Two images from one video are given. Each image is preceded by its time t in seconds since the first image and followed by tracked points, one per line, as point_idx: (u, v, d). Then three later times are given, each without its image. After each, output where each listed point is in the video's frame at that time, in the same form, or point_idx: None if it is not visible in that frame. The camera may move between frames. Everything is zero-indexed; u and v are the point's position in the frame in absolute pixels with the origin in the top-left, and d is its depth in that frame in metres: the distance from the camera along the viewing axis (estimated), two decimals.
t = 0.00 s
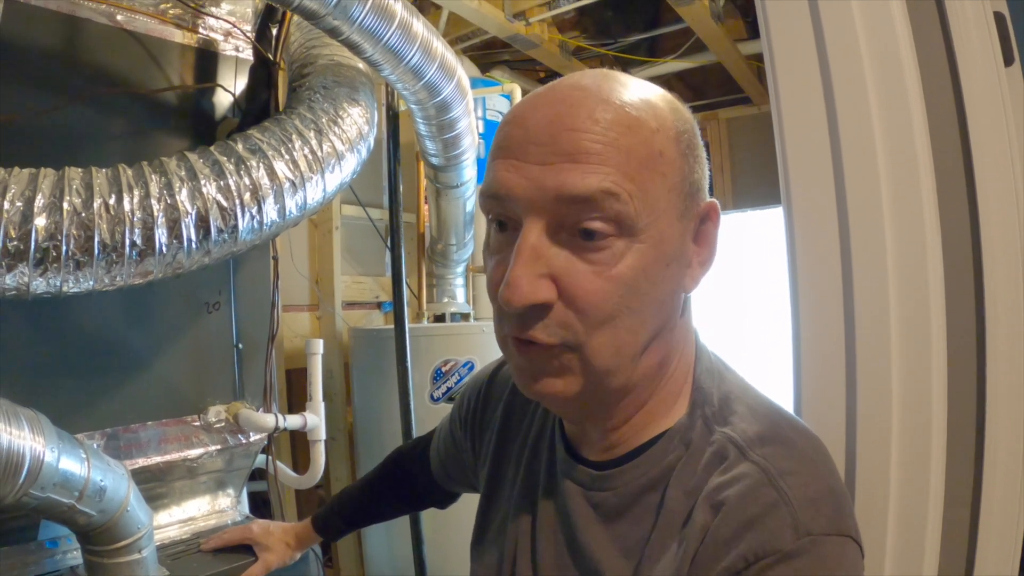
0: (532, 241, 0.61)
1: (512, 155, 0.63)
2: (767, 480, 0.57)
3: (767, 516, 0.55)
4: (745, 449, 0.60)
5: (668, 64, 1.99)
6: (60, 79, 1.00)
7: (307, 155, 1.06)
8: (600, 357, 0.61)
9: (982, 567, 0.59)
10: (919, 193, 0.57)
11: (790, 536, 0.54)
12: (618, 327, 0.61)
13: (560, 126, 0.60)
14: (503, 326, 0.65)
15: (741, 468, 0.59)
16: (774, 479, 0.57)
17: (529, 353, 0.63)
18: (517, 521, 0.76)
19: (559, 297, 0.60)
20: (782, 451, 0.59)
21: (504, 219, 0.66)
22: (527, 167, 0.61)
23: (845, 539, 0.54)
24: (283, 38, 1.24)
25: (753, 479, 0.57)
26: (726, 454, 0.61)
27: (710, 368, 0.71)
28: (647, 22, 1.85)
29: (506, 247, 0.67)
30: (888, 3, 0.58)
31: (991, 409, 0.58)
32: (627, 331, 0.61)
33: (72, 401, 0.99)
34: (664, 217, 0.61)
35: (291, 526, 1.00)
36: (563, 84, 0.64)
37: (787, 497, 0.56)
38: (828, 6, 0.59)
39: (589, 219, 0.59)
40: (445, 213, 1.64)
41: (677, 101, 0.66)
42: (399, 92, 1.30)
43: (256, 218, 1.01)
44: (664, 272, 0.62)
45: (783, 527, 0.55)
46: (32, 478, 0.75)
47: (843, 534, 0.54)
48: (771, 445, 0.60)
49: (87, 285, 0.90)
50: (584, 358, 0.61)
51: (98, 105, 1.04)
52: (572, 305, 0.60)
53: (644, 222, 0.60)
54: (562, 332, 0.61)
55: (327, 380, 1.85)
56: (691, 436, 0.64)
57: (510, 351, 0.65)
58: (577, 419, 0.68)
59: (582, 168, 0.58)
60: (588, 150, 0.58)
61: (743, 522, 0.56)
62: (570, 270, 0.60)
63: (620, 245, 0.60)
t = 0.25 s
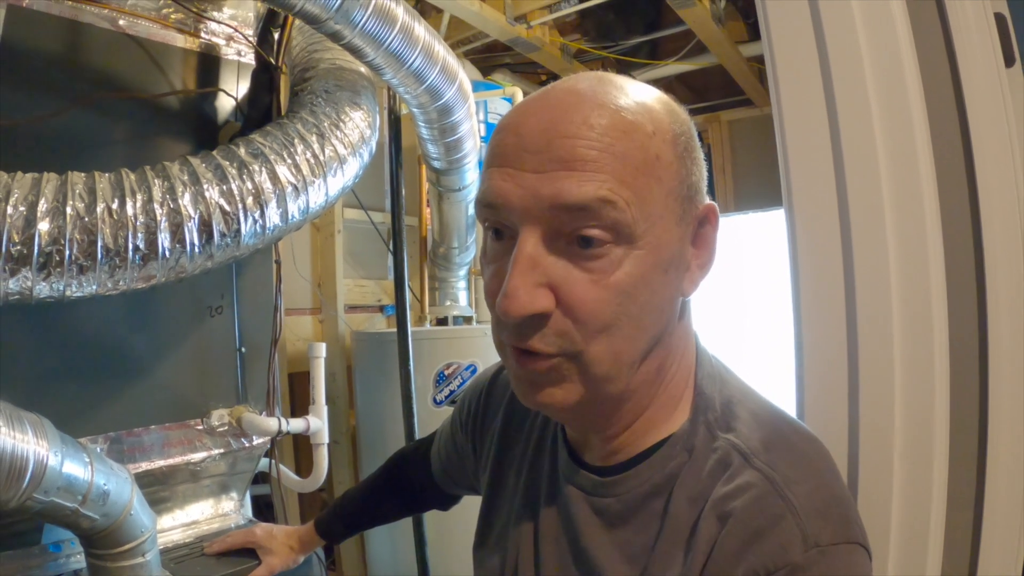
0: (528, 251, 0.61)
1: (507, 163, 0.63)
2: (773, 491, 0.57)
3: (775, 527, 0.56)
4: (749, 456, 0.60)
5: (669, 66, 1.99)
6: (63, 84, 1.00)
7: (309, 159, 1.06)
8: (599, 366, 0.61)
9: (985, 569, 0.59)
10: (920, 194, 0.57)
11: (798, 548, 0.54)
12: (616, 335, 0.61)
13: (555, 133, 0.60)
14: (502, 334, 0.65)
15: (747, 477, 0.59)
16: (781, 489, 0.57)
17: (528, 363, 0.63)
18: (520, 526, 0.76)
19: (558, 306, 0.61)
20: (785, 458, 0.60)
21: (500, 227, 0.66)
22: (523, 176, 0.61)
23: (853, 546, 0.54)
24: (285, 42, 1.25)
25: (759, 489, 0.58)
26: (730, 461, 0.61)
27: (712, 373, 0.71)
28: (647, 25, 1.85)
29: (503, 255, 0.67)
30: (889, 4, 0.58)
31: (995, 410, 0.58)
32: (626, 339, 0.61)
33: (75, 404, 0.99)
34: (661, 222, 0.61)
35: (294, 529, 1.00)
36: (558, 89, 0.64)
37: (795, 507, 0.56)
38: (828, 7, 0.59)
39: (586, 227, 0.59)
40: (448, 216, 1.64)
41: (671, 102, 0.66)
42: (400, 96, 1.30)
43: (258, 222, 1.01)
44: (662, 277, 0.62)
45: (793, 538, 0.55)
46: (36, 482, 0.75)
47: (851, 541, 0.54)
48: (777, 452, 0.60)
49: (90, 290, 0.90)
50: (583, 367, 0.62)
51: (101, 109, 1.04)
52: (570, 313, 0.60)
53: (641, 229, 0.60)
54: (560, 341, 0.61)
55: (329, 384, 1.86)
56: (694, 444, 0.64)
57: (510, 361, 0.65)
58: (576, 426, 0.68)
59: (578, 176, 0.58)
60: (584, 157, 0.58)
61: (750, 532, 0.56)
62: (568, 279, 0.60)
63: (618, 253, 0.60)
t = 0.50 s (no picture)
0: (529, 239, 0.60)
1: (508, 152, 0.62)
2: (779, 488, 0.57)
3: (781, 524, 0.55)
4: (755, 452, 0.60)
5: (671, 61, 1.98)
6: (64, 83, 1.00)
7: (311, 156, 1.06)
8: (602, 357, 0.61)
9: (991, 566, 0.59)
10: (925, 188, 0.56)
11: (805, 547, 0.53)
12: (619, 325, 0.60)
13: (556, 123, 0.60)
14: (505, 323, 0.65)
15: (753, 474, 0.58)
16: (787, 487, 0.57)
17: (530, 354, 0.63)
18: (524, 523, 0.76)
19: (558, 295, 0.60)
20: (790, 453, 0.59)
21: (501, 216, 0.66)
22: (524, 165, 0.61)
23: (861, 542, 0.54)
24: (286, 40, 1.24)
25: (765, 486, 0.57)
26: (735, 457, 0.61)
27: (716, 368, 0.70)
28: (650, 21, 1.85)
29: (505, 246, 0.67)
30: None
31: (1000, 406, 0.57)
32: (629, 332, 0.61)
33: (79, 402, 1.00)
34: (663, 213, 0.61)
35: (299, 527, 1.00)
36: (560, 81, 0.64)
37: (801, 505, 0.56)
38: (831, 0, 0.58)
39: (587, 216, 0.59)
40: (450, 212, 1.64)
41: (674, 95, 0.66)
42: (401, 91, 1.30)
43: (260, 219, 1.01)
44: (664, 269, 0.62)
45: (800, 537, 0.54)
46: (39, 481, 0.75)
47: (859, 537, 0.54)
48: (782, 448, 0.60)
49: (92, 289, 0.90)
50: (586, 357, 0.61)
51: (102, 108, 1.04)
52: (571, 302, 0.60)
53: (643, 219, 0.59)
54: (562, 328, 0.61)
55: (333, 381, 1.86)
56: (700, 439, 0.64)
57: (513, 351, 0.65)
58: (579, 418, 0.68)
59: (578, 165, 0.58)
60: (584, 146, 0.58)
61: (756, 531, 0.56)
62: (568, 268, 0.60)
63: (619, 243, 0.59)
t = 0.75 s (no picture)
0: (536, 238, 0.60)
1: (515, 151, 0.62)
2: (782, 489, 0.57)
3: (786, 526, 0.55)
4: (758, 452, 0.60)
5: (673, 62, 1.98)
6: (66, 82, 1.00)
7: (313, 155, 1.06)
8: (607, 356, 0.61)
9: (992, 567, 0.59)
10: (927, 189, 0.56)
11: (810, 548, 0.53)
12: (624, 324, 0.60)
13: (563, 122, 0.60)
14: (509, 322, 0.64)
15: (756, 474, 0.58)
16: (790, 488, 0.57)
17: (535, 353, 0.63)
18: (525, 523, 0.75)
19: (564, 293, 0.60)
20: (793, 453, 0.59)
21: (506, 214, 0.66)
22: (530, 165, 0.61)
23: (866, 543, 0.54)
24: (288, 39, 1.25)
25: (769, 488, 0.57)
26: (739, 458, 0.61)
27: (718, 368, 0.70)
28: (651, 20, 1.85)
29: (510, 246, 0.67)
30: None
31: (1001, 406, 0.57)
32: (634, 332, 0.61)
33: (81, 400, 1.00)
34: (669, 213, 0.61)
35: (299, 526, 1.00)
36: (567, 81, 0.64)
37: (805, 506, 0.56)
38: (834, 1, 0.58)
39: (593, 214, 0.59)
40: (452, 212, 1.64)
41: (679, 96, 0.66)
42: (404, 91, 1.30)
43: (262, 218, 1.01)
44: (669, 268, 0.61)
45: (804, 538, 0.54)
46: (40, 479, 0.75)
47: (864, 538, 0.54)
48: (786, 449, 0.60)
49: (94, 287, 0.90)
50: (591, 357, 0.61)
51: (103, 106, 1.04)
52: (578, 301, 0.59)
53: (649, 219, 0.59)
54: (568, 328, 0.60)
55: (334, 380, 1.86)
56: (702, 439, 0.64)
57: (517, 350, 0.64)
58: (583, 418, 0.67)
59: (585, 163, 0.58)
60: (591, 145, 0.58)
61: (760, 532, 0.56)
62: (574, 267, 0.60)
63: (625, 242, 0.59)
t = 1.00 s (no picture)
0: (540, 228, 0.60)
1: (520, 144, 0.62)
2: (787, 491, 0.57)
3: (791, 528, 0.55)
4: (761, 453, 0.60)
5: (673, 63, 1.98)
6: (66, 82, 1.00)
7: (313, 156, 1.06)
8: (610, 351, 0.61)
9: (990, 567, 0.59)
10: (926, 191, 0.56)
11: (818, 549, 0.54)
12: (626, 319, 0.60)
13: (569, 116, 0.60)
14: (510, 316, 0.64)
15: (760, 477, 0.58)
16: (795, 490, 0.57)
17: (537, 347, 0.63)
18: (525, 524, 0.75)
19: (566, 286, 0.60)
20: (796, 455, 0.59)
21: (510, 208, 0.66)
22: (536, 158, 0.61)
23: (872, 541, 0.54)
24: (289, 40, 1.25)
25: (774, 491, 0.57)
26: (741, 458, 0.61)
27: (719, 369, 0.70)
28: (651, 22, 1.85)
29: (513, 240, 0.67)
30: None
31: (1000, 407, 0.57)
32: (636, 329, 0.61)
33: (81, 400, 1.00)
34: (672, 210, 0.61)
35: (299, 526, 1.00)
36: (573, 78, 0.64)
37: (811, 507, 0.56)
38: (833, 3, 0.58)
39: (597, 208, 0.59)
40: (452, 213, 1.64)
41: (683, 98, 0.66)
42: (404, 92, 1.30)
43: (262, 219, 1.01)
44: (670, 266, 0.62)
45: (811, 540, 0.54)
46: (40, 479, 0.75)
47: (870, 537, 0.54)
48: (789, 449, 0.60)
49: (94, 287, 0.91)
50: (593, 353, 0.61)
51: (103, 107, 1.04)
52: (580, 294, 0.59)
53: (652, 215, 0.59)
54: (570, 320, 0.60)
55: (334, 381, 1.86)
56: (704, 439, 0.64)
57: (518, 345, 0.64)
58: (585, 414, 0.67)
59: (590, 156, 0.58)
60: (597, 139, 0.58)
61: (766, 534, 0.56)
62: (577, 259, 0.60)
63: (628, 237, 0.59)
